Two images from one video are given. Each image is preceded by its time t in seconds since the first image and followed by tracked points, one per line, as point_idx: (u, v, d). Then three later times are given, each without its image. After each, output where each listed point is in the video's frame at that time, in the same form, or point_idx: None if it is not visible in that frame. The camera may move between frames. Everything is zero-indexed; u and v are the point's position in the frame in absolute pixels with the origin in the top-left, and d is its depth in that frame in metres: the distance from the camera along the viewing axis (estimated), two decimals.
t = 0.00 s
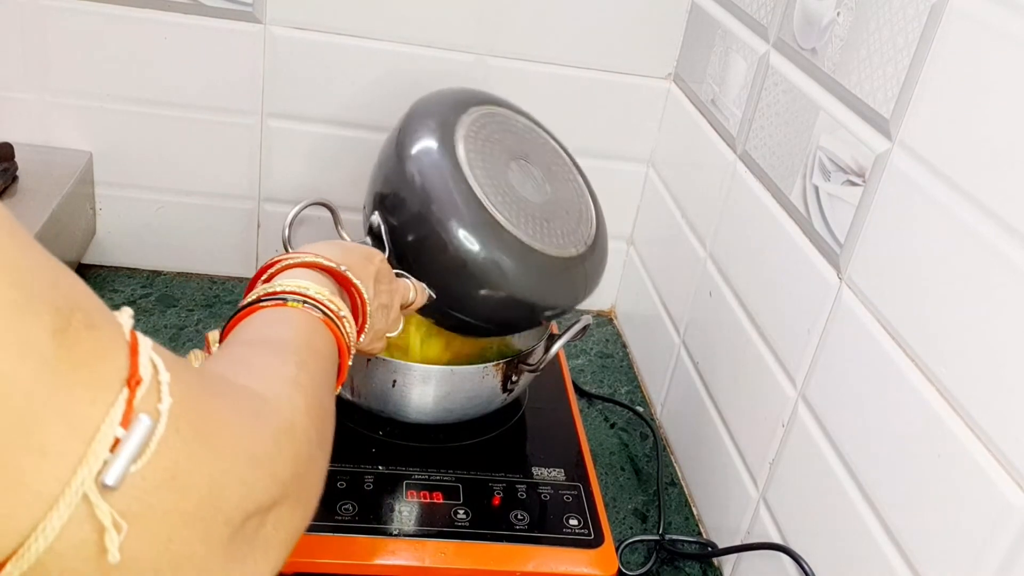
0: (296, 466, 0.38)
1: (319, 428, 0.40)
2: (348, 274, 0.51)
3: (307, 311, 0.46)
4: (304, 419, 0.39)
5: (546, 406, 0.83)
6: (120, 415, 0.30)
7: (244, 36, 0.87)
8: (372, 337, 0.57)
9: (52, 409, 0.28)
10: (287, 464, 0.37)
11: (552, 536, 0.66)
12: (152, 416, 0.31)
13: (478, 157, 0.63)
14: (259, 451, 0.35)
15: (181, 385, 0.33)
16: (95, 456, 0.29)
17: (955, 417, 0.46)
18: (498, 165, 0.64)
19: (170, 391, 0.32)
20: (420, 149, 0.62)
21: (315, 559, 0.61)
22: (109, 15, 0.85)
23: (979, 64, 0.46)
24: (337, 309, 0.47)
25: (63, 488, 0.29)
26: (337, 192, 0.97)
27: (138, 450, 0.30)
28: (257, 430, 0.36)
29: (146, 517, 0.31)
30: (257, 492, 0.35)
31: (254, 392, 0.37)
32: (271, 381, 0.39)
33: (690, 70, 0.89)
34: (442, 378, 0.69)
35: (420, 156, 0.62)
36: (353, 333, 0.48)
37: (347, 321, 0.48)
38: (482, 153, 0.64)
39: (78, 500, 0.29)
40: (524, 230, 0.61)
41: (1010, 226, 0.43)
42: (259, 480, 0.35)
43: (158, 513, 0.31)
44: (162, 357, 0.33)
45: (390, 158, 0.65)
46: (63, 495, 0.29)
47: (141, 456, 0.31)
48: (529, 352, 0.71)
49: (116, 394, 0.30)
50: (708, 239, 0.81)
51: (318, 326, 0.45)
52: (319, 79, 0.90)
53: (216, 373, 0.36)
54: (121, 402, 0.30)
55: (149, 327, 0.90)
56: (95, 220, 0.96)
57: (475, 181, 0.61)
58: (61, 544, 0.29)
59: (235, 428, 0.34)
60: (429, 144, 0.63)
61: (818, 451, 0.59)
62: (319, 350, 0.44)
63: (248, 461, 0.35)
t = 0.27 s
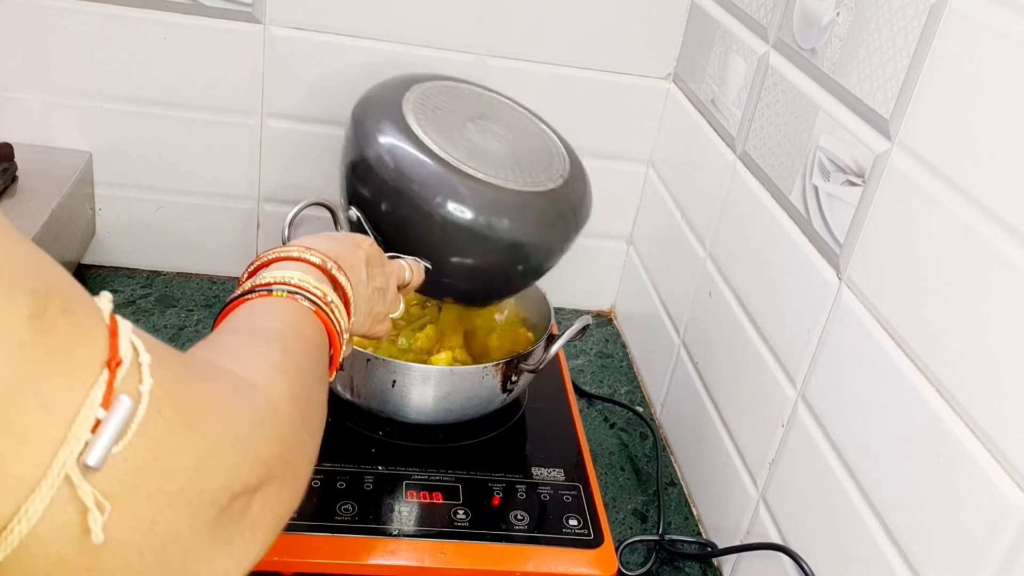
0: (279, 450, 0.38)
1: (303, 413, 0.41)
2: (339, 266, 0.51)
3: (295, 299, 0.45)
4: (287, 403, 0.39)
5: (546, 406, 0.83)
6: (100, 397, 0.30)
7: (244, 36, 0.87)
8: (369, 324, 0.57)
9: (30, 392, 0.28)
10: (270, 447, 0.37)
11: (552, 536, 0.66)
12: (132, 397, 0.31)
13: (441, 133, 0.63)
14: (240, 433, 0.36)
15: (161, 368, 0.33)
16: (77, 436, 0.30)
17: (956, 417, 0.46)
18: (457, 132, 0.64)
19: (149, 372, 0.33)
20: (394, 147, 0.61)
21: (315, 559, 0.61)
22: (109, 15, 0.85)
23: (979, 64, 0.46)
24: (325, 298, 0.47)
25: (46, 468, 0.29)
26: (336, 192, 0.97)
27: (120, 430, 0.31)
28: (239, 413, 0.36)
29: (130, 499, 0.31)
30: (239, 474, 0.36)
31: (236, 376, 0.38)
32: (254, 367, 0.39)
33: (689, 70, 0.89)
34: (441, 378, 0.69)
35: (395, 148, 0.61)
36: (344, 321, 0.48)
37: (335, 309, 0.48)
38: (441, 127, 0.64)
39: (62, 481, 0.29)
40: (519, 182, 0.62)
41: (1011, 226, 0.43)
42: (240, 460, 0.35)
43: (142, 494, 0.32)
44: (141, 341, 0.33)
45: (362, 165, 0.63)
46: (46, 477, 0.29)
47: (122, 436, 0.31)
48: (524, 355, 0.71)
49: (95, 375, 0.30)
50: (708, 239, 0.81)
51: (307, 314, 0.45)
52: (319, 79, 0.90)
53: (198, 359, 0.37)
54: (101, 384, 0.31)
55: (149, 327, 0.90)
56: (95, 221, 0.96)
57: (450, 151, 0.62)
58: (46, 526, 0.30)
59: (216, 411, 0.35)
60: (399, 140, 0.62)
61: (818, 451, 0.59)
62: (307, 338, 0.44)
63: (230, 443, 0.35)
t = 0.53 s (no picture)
0: (269, 464, 0.36)
1: (297, 425, 0.39)
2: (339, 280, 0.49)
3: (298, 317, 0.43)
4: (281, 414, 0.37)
5: (546, 406, 0.83)
6: (87, 403, 0.28)
7: (244, 36, 0.87)
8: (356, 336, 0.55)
9: (12, 397, 0.26)
10: (261, 460, 0.36)
11: (552, 536, 0.66)
12: (120, 405, 0.30)
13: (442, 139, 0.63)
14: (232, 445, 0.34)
15: (151, 376, 0.32)
16: (61, 444, 0.28)
17: (956, 417, 0.46)
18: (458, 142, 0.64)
19: (137, 379, 0.31)
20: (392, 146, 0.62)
21: (316, 559, 0.61)
22: (109, 15, 0.85)
23: (978, 64, 0.46)
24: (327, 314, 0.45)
25: (25, 479, 0.27)
26: (336, 192, 0.97)
27: (106, 439, 0.29)
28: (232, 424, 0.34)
29: (112, 511, 0.30)
30: (229, 488, 0.34)
31: (230, 387, 0.36)
32: (250, 376, 0.37)
33: (689, 70, 0.89)
34: (441, 378, 0.69)
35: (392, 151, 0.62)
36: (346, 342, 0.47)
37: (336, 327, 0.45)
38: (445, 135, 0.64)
39: (42, 490, 0.28)
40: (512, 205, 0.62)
41: (1011, 226, 0.43)
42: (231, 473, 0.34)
43: (125, 507, 0.30)
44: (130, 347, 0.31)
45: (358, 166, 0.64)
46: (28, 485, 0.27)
47: (108, 445, 0.29)
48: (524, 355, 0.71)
49: (83, 381, 0.29)
50: (708, 239, 0.81)
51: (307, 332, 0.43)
52: (318, 79, 0.90)
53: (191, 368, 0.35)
54: (89, 390, 0.29)
55: (150, 327, 0.90)
56: (95, 221, 0.96)
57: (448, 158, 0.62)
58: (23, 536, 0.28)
59: (208, 422, 0.33)
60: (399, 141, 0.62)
61: (818, 451, 0.59)
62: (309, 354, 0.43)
63: (222, 456, 0.33)
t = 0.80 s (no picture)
0: (246, 533, 0.36)
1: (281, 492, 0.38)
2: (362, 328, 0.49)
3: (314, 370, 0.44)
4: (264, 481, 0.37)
5: (546, 406, 0.83)
6: (46, 458, 0.28)
7: (244, 37, 0.87)
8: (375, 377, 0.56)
9: None
10: (237, 529, 0.35)
11: (552, 536, 0.66)
12: (81, 464, 0.29)
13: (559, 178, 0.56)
14: (205, 511, 0.33)
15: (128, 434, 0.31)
16: (11, 500, 0.27)
17: (956, 417, 0.46)
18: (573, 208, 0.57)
19: (107, 437, 0.30)
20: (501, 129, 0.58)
21: (316, 559, 0.61)
22: (109, 15, 0.85)
23: (979, 64, 0.46)
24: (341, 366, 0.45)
25: None
26: (337, 192, 0.97)
27: (61, 499, 0.28)
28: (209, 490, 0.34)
29: None
30: (200, 559, 0.33)
31: (217, 447, 0.36)
32: (241, 440, 0.37)
33: (689, 70, 0.89)
34: (441, 378, 0.69)
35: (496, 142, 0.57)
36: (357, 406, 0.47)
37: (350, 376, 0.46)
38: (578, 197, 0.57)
39: None
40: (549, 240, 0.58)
41: (1011, 226, 0.43)
42: (198, 541, 0.33)
43: (77, 572, 0.29)
44: (107, 400, 0.31)
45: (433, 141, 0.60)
46: None
47: (65, 504, 0.29)
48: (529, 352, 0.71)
49: (45, 435, 0.28)
50: (708, 239, 0.81)
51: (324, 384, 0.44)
52: (318, 79, 0.90)
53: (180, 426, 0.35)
54: (48, 446, 0.28)
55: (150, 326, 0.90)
56: (95, 221, 0.96)
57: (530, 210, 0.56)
58: None
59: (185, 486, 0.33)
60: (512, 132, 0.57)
61: (818, 451, 0.59)
62: (316, 417, 0.42)
63: (190, 525, 0.32)
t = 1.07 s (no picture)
0: (246, 532, 0.36)
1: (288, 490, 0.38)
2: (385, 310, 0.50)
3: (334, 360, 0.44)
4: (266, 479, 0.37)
5: (546, 406, 0.83)
6: (26, 467, 0.29)
7: (244, 37, 0.87)
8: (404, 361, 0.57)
9: None
10: (234, 530, 0.35)
11: (552, 536, 0.66)
12: (65, 470, 0.30)
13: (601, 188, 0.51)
14: (198, 514, 0.34)
15: (118, 437, 0.31)
16: None
17: (956, 417, 0.46)
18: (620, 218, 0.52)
19: (92, 443, 0.31)
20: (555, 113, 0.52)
21: (316, 559, 0.61)
22: (108, 15, 0.85)
23: (979, 64, 0.46)
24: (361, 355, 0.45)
25: None
26: (336, 192, 0.97)
27: (41, 506, 0.29)
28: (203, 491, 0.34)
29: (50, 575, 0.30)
30: (195, 561, 0.34)
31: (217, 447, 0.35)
32: (244, 435, 0.37)
33: (689, 70, 0.89)
34: (442, 378, 0.69)
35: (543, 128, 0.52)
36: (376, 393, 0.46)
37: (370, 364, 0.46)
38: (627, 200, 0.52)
39: None
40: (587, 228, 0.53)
41: (1011, 227, 0.43)
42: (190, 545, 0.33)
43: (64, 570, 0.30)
44: (95, 402, 0.32)
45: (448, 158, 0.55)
46: None
47: (44, 512, 0.30)
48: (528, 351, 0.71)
49: (26, 442, 0.29)
50: (708, 239, 0.81)
51: (344, 374, 0.44)
52: (319, 79, 0.90)
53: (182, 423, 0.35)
54: (29, 453, 0.29)
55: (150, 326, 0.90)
56: (95, 221, 0.96)
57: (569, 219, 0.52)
58: None
59: (177, 490, 0.33)
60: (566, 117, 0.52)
61: (818, 451, 0.59)
62: (330, 407, 0.42)
63: (182, 529, 0.33)
